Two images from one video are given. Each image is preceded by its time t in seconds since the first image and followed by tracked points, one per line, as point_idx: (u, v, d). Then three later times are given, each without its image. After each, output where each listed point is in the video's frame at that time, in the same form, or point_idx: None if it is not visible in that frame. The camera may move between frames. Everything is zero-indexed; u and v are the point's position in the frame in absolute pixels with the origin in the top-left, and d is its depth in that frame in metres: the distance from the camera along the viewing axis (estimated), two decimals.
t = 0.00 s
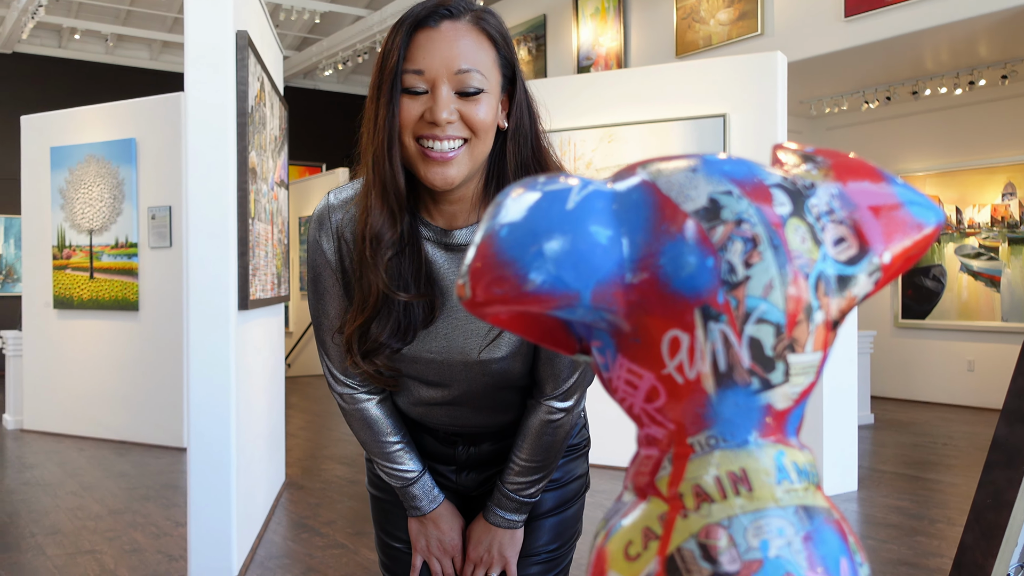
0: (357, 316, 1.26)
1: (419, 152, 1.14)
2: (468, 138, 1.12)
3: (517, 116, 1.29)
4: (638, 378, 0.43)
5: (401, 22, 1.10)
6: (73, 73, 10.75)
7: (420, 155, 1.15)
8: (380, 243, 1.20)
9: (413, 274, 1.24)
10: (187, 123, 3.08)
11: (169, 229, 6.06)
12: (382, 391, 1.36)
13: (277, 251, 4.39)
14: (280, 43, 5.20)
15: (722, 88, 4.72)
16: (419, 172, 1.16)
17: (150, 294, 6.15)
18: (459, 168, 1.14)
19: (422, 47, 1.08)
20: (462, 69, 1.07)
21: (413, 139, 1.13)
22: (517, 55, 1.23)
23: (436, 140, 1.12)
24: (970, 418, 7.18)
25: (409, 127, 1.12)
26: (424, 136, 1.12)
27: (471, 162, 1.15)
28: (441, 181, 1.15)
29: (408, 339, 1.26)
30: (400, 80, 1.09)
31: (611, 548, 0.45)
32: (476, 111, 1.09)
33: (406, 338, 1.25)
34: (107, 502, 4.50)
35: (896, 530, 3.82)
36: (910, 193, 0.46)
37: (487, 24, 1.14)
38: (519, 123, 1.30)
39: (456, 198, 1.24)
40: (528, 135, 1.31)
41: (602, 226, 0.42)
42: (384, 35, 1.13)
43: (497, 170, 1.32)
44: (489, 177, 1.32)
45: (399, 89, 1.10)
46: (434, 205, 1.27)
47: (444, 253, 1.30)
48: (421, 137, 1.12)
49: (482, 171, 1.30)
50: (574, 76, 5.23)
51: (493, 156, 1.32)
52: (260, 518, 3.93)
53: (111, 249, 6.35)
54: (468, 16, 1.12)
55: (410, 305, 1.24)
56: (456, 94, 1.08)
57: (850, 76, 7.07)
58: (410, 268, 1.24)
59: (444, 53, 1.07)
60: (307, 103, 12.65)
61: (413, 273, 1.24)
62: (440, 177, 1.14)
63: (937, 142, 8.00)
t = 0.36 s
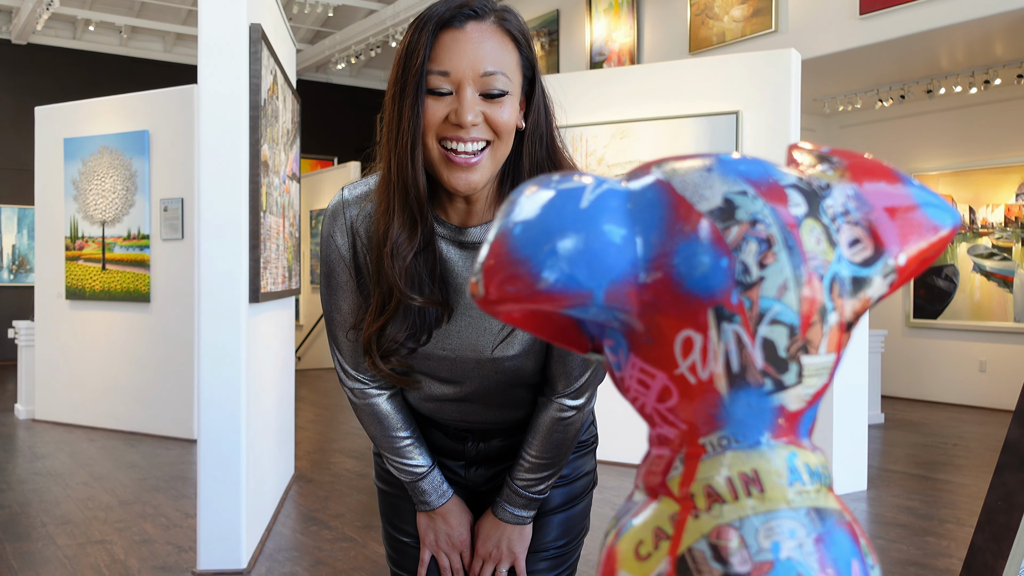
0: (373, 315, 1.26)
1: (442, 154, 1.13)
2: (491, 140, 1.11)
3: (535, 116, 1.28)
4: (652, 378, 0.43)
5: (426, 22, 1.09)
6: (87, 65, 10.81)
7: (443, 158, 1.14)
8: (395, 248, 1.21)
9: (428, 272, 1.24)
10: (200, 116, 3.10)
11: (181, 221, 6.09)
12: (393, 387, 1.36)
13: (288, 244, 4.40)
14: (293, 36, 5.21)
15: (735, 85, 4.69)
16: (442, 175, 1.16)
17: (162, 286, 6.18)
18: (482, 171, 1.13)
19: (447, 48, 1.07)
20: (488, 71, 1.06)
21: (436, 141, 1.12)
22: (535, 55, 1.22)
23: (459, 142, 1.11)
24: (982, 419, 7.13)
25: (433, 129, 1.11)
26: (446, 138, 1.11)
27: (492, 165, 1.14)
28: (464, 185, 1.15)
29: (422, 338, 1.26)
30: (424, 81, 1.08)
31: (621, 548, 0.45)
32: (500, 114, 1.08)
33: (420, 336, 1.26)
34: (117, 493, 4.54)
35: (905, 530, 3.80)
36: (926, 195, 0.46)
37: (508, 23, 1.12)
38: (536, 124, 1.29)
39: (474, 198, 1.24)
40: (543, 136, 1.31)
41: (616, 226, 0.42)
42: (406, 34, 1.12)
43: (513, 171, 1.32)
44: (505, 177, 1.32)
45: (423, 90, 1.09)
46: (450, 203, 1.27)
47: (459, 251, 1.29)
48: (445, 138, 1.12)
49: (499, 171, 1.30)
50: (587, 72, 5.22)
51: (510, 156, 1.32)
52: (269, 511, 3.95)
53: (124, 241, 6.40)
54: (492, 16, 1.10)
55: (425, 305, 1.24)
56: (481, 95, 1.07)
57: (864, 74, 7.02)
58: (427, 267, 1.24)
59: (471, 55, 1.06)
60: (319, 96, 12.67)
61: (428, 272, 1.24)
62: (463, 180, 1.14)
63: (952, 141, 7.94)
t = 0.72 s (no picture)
0: (388, 316, 1.27)
1: (462, 154, 1.13)
2: (510, 140, 1.11)
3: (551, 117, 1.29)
4: (663, 386, 0.44)
5: (445, 24, 1.09)
6: (98, 62, 10.86)
7: (462, 158, 1.14)
8: (412, 249, 1.22)
9: (443, 274, 1.24)
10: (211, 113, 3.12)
11: (191, 217, 6.12)
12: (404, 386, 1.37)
13: (298, 240, 4.41)
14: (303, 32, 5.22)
15: (745, 83, 4.68)
16: (461, 174, 1.16)
17: (172, 282, 6.22)
18: (501, 171, 1.13)
19: (467, 50, 1.08)
20: (508, 73, 1.07)
21: (456, 142, 1.12)
22: (552, 56, 1.23)
23: (479, 143, 1.12)
24: (991, 418, 7.09)
25: (452, 130, 1.11)
26: (465, 139, 1.12)
27: (511, 165, 1.14)
28: (483, 183, 1.15)
29: (436, 339, 1.26)
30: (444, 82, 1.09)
31: (633, 553, 0.46)
32: (520, 115, 1.09)
33: (435, 338, 1.26)
34: (127, 488, 4.58)
35: (913, 529, 3.79)
36: (937, 204, 0.46)
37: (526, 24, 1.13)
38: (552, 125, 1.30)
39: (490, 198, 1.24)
40: (559, 136, 1.31)
41: (628, 235, 0.42)
42: (424, 36, 1.12)
43: (528, 172, 1.32)
44: (520, 179, 1.32)
45: (443, 91, 1.09)
46: (464, 203, 1.27)
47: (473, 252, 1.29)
48: (464, 139, 1.12)
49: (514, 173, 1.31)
50: (596, 69, 5.21)
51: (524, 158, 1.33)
52: (279, 507, 3.97)
53: (134, 236, 6.43)
54: (510, 18, 1.11)
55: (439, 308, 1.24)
56: (501, 97, 1.08)
57: (874, 72, 6.99)
58: (442, 269, 1.24)
59: (491, 56, 1.07)
60: (329, 92, 12.70)
61: (443, 275, 1.24)
62: (483, 179, 1.14)
63: (963, 138, 7.89)
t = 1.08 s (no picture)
0: (397, 326, 1.27)
1: (474, 165, 1.14)
2: (522, 151, 1.12)
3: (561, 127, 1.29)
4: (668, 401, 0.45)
5: (458, 35, 1.10)
6: (103, 59, 10.88)
7: (474, 169, 1.15)
8: (424, 259, 1.22)
9: (452, 284, 1.25)
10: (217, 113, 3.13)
11: (196, 215, 6.14)
12: (408, 391, 1.37)
13: (301, 240, 4.43)
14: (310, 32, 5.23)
15: (751, 87, 4.68)
16: (473, 185, 1.16)
17: (175, 280, 6.23)
18: (513, 182, 1.14)
19: (480, 61, 1.08)
20: (521, 84, 1.07)
21: (468, 153, 1.13)
22: (563, 66, 1.24)
23: (491, 155, 1.12)
24: (993, 425, 7.08)
25: (465, 142, 1.12)
26: (476, 152, 1.13)
27: (523, 175, 1.15)
28: (495, 195, 1.16)
29: (444, 348, 1.27)
30: (458, 94, 1.09)
31: (635, 563, 0.47)
32: (532, 126, 1.09)
33: (442, 346, 1.27)
34: (128, 485, 4.59)
35: (913, 536, 3.78)
36: (941, 221, 0.47)
37: (539, 35, 1.13)
38: (562, 135, 1.30)
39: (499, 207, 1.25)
40: (568, 145, 1.31)
41: (636, 250, 0.43)
42: (436, 46, 1.12)
43: (537, 182, 1.33)
44: (529, 188, 1.33)
45: (457, 103, 1.10)
46: (473, 211, 1.27)
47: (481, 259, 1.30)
48: (477, 151, 1.13)
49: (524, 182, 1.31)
50: (601, 71, 5.20)
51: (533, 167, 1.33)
52: (279, 506, 3.98)
53: (138, 234, 6.45)
54: (522, 29, 1.11)
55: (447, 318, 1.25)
56: (513, 109, 1.08)
57: (879, 77, 6.98)
58: (451, 279, 1.25)
59: (504, 68, 1.07)
60: (334, 92, 12.72)
61: (451, 284, 1.25)
62: (495, 190, 1.15)
63: (968, 145, 7.87)
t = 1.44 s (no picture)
0: (398, 332, 1.28)
1: (480, 172, 1.14)
2: (527, 160, 1.12)
3: (566, 135, 1.30)
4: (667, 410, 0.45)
5: (465, 42, 1.10)
6: (103, 60, 10.89)
7: (479, 177, 1.15)
8: (427, 266, 1.22)
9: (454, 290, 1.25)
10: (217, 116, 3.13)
11: (194, 217, 6.14)
12: (407, 396, 1.37)
13: (300, 243, 4.43)
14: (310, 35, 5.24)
15: (750, 94, 4.69)
16: (477, 193, 1.17)
17: (173, 282, 6.23)
18: (518, 190, 1.14)
19: (486, 69, 1.09)
20: (527, 93, 1.08)
21: (474, 161, 1.13)
22: (568, 74, 1.24)
23: (496, 163, 1.13)
24: (989, 433, 7.09)
25: (471, 149, 1.12)
26: (482, 160, 1.13)
27: (528, 183, 1.16)
28: (500, 203, 1.16)
29: (445, 354, 1.27)
30: (464, 101, 1.10)
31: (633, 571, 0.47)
32: (538, 135, 1.10)
33: (443, 352, 1.27)
34: (124, 487, 4.58)
35: (909, 544, 3.78)
36: (939, 233, 0.48)
37: (545, 44, 1.14)
38: (567, 144, 1.31)
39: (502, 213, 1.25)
40: (571, 154, 1.32)
41: (636, 260, 0.43)
42: (443, 53, 1.13)
43: (540, 189, 1.33)
44: (533, 196, 1.33)
45: (463, 110, 1.10)
46: (476, 218, 1.28)
47: (483, 265, 1.30)
48: (482, 158, 1.13)
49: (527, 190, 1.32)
50: (601, 77, 5.22)
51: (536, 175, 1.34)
52: (275, 509, 3.97)
53: (136, 236, 6.45)
54: (529, 38, 1.12)
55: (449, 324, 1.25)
56: (519, 117, 1.09)
57: (878, 85, 7.01)
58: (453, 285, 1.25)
59: (510, 76, 1.08)
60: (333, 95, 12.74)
61: (453, 290, 1.25)
62: (499, 198, 1.15)
63: (966, 153, 7.90)
